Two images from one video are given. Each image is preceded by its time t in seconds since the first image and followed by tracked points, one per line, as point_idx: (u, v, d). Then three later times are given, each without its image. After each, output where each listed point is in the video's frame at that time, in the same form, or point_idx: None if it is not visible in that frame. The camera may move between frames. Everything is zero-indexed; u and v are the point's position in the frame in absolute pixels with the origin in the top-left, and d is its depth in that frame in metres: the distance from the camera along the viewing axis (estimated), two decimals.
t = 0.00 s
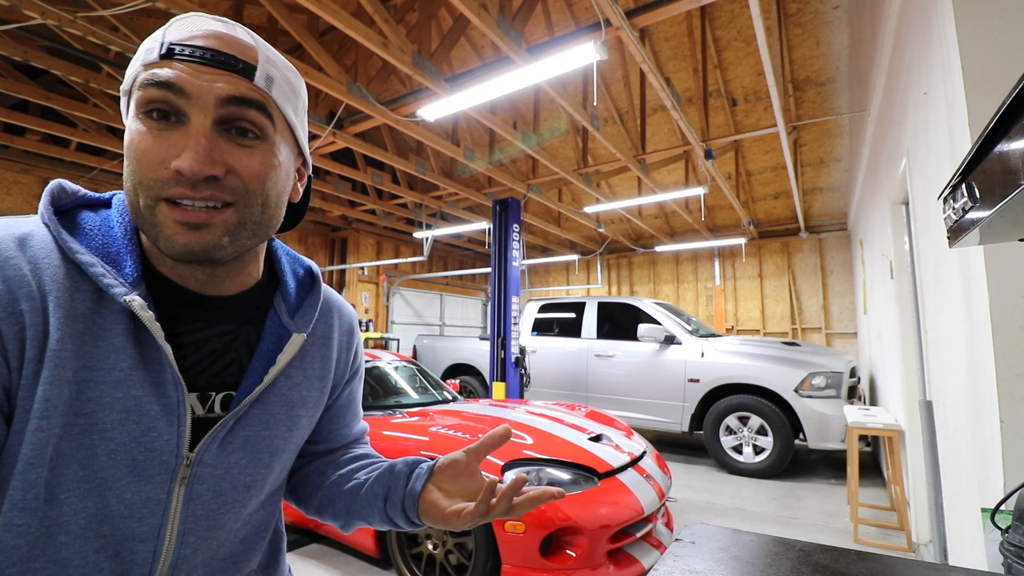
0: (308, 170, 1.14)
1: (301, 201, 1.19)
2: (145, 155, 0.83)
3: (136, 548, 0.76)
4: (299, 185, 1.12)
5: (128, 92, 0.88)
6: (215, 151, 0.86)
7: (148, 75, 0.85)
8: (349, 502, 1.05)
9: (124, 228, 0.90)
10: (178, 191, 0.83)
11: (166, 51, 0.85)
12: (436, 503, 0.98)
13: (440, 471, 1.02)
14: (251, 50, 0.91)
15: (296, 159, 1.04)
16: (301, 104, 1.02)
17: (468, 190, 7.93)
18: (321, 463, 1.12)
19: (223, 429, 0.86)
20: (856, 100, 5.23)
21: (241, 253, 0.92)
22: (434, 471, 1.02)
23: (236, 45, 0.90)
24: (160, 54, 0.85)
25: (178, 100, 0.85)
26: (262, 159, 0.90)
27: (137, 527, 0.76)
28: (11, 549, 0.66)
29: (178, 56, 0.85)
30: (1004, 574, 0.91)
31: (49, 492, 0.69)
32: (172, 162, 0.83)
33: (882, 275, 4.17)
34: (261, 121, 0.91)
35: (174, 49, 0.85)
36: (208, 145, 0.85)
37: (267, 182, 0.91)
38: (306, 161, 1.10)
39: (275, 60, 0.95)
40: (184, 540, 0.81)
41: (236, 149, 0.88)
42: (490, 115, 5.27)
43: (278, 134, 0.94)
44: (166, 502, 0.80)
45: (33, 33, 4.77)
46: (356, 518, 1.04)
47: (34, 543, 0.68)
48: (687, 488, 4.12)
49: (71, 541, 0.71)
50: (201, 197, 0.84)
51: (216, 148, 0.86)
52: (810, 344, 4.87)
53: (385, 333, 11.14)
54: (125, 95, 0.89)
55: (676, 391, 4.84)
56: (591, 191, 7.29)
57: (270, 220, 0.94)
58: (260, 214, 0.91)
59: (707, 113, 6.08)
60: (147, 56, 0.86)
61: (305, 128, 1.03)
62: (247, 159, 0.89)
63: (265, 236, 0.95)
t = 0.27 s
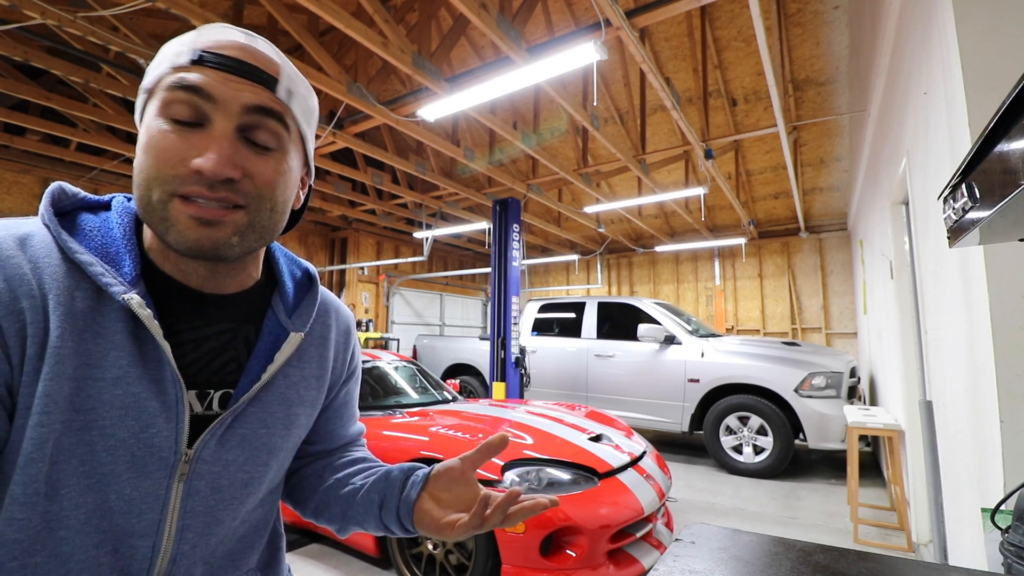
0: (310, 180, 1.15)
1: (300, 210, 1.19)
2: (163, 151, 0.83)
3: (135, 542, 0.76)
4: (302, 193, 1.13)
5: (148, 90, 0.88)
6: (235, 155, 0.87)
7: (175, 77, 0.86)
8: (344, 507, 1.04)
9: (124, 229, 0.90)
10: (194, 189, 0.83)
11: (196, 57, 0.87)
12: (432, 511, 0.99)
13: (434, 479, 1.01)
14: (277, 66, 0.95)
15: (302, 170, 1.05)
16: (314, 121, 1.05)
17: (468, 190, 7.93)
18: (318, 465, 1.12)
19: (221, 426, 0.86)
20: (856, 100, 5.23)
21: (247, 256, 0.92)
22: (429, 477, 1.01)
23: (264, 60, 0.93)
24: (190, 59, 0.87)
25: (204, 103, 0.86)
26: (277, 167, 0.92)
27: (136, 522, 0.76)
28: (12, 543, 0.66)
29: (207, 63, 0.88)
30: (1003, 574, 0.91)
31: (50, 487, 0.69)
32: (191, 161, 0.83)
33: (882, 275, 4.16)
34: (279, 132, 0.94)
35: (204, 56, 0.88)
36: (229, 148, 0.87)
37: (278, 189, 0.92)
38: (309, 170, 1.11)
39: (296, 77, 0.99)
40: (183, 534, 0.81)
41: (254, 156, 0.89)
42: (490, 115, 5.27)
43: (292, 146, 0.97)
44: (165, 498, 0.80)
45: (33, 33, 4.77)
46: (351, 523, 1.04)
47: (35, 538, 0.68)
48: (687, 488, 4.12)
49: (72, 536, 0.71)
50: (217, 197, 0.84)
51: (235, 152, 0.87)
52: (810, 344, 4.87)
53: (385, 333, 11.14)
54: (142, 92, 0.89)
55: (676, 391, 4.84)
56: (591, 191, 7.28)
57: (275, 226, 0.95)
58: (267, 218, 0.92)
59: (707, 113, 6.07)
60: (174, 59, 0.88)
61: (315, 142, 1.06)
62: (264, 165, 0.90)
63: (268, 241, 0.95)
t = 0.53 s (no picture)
0: (320, 196, 1.15)
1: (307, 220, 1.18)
2: (196, 153, 0.85)
3: (140, 537, 0.76)
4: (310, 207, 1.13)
5: (188, 96, 0.91)
6: (261, 162, 0.88)
7: (219, 86, 0.89)
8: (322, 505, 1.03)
9: (134, 230, 0.89)
10: (221, 190, 0.83)
11: (240, 70, 0.91)
12: (273, 514, 0.81)
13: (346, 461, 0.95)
14: (310, 90, 0.98)
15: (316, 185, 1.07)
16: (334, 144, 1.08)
17: (468, 190, 7.93)
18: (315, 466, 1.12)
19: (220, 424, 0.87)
20: (856, 100, 5.23)
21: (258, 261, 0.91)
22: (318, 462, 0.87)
23: (300, 82, 0.97)
24: (234, 72, 0.91)
25: (241, 113, 0.89)
26: (299, 181, 0.94)
27: (141, 516, 0.76)
28: (22, 537, 0.66)
29: (249, 78, 0.91)
30: (1003, 574, 0.91)
31: (59, 482, 0.69)
32: (221, 164, 0.84)
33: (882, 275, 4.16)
34: (306, 148, 0.96)
35: (247, 71, 0.91)
36: (258, 156, 0.88)
37: (295, 200, 0.93)
38: (321, 186, 1.12)
39: (325, 102, 1.03)
40: (186, 526, 0.82)
41: (280, 166, 0.91)
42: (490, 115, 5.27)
43: (313, 163, 0.98)
44: (169, 492, 0.80)
45: (33, 33, 4.77)
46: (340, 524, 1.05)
47: (43, 533, 0.68)
48: (687, 488, 4.12)
49: (80, 531, 0.71)
50: (240, 201, 0.85)
51: (263, 160, 0.88)
52: (810, 344, 4.87)
53: (385, 333, 11.14)
54: (180, 97, 0.92)
55: (676, 391, 4.84)
56: (591, 191, 7.28)
57: (286, 236, 0.95)
58: (282, 228, 0.92)
59: (707, 113, 6.08)
60: (218, 71, 0.91)
61: (330, 162, 1.08)
62: (289, 177, 0.92)
63: (278, 249, 0.95)
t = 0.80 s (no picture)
0: (328, 199, 1.15)
1: (317, 225, 1.19)
2: (193, 152, 0.86)
3: (137, 529, 0.77)
4: (318, 210, 1.13)
5: (190, 100, 0.93)
6: (254, 159, 0.87)
7: (215, 87, 0.90)
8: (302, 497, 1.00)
9: (143, 233, 0.90)
10: (211, 186, 0.83)
11: (237, 71, 0.92)
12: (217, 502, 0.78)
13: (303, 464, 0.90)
14: (308, 87, 0.98)
15: (321, 186, 1.06)
16: (338, 142, 1.07)
17: (468, 190, 7.93)
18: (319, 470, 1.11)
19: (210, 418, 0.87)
20: (856, 100, 5.23)
21: (255, 258, 0.90)
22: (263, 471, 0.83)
23: (298, 79, 0.97)
24: (231, 73, 0.92)
25: (236, 112, 0.90)
26: (294, 177, 0.92)
27: (139, 510, 0.77)
28: (24, 532, 0.66)
29: (245, 78, 0.92)
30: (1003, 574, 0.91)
31: (65, 479, 0.69)
32: (214, 161, 0.85)
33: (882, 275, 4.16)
34: (303, 145, 0.95)
35: (244, 71, 0.92)
36: (250, 152, 0.88)
37: (290, 198, 0.91)
38: (328, 188, 1.12)
39: (327, 100, 1.01)
40: (180, 519, 0.83)
41: (273, 162, 0.90)
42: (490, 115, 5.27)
43: (312, 160, 0.97)
44: (160, 483, 0.81)
45: (33, 33, 4.77)
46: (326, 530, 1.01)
47: (47, 528, 0.67)
48: (687, 488, 4.12)
49: (84, 529, 0.71)
50: (230, 196, 0.84)
51: (256, 156, 0.88)
52: (810, 344, 4.87)
53: (385, 333, 11.15)
54: (184, 103, 0.95)
55: (676, 391, 4.84)
56: (591, 191, 7.28)
57: (284, 234, 0.94)
58: (276, 225, 0.90)
59: (707, 113, 6.07)
60: (217, 74, 0.93)
61: (336, 163, 1.07)
62: (280, 172, 0.90)
63: (277, 247, 0.93)
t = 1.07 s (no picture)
0: (333, 200, 1.16)
1: (321, 226, 1.19)
2: (199, 156, 0.86)
3: (137, 536, 0.77)
4: (323, 212, 1.14)
5: (195, 102, 0.93)
6: (262, 164, 0.87)
7: (222, 90, 0.90)
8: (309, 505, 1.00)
9: (146, 235, 0.90)
10: (218, 191, 0.83)
11: (244, 73, 0.92)
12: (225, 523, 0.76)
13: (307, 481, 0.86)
14: (315, 90, 0.97)
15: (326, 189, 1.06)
16: (344, 145, 1.06)
17: (468, 190, 7.93)
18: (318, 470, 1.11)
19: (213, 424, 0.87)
20: (856, 100, 5.23)
21: (261, 263, 0.91)
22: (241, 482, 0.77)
23: (305, 83, 0.96)
24: (238, 75, 0.92)
25: (242, 115, 0.89)
26: (302, 182, 0.92)
27: (140, 520, 0.77)
28: (26, 535, 0.66)
29: (253, 80, 0.91)
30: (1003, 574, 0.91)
31: (64, 482, 0.69)
32: (220, 165, 0.85)
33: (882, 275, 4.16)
34: (310, 149, 0.95)
35: (251, 74, 0.92)
36: (257, 157, 0.88)
37: (297, 202, 0.92)
38: (333, 190, 1.12)
39: (333, 103, 1.01)
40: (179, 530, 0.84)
41: (280, 167, 0.90)
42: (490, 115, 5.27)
43: (319, 164, 0.97)
44: (162, 490, 0.81)
45: (33, 33, 4.77)
46: (324, 534, 0.97)
47: (48, 531, 0.68)
48: (687, 488, 4.12)
49: (85, 532, 0.71)
50: (237, 201, 0.84)
51: (264, 161, 0.88)
52: (810, 344, 4.87)
53: (385, 333, 11.14)
54: (191, 103, 0.94)
55: (676, 391, 4.84)
56: (591, 191, 7.28)
57: (290, 237, 0.94)
58: (283, 229, 0.90)
59: (707, 113, 6.07)
60: (224, 76, 0.92)
61: (342, 166, 1.07)
62: (288, 177, 0.91)
63: (283, 251, 0.94)
